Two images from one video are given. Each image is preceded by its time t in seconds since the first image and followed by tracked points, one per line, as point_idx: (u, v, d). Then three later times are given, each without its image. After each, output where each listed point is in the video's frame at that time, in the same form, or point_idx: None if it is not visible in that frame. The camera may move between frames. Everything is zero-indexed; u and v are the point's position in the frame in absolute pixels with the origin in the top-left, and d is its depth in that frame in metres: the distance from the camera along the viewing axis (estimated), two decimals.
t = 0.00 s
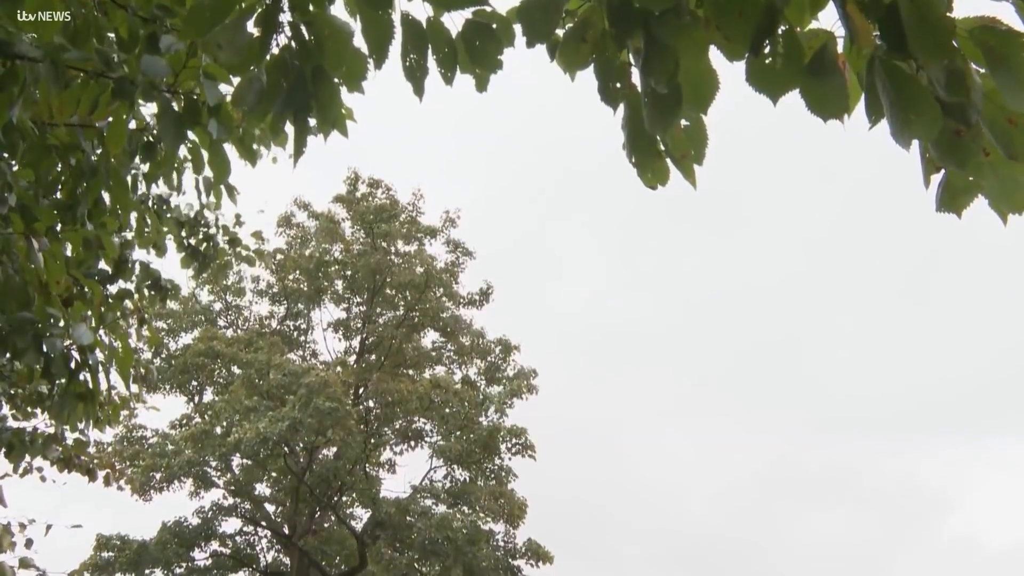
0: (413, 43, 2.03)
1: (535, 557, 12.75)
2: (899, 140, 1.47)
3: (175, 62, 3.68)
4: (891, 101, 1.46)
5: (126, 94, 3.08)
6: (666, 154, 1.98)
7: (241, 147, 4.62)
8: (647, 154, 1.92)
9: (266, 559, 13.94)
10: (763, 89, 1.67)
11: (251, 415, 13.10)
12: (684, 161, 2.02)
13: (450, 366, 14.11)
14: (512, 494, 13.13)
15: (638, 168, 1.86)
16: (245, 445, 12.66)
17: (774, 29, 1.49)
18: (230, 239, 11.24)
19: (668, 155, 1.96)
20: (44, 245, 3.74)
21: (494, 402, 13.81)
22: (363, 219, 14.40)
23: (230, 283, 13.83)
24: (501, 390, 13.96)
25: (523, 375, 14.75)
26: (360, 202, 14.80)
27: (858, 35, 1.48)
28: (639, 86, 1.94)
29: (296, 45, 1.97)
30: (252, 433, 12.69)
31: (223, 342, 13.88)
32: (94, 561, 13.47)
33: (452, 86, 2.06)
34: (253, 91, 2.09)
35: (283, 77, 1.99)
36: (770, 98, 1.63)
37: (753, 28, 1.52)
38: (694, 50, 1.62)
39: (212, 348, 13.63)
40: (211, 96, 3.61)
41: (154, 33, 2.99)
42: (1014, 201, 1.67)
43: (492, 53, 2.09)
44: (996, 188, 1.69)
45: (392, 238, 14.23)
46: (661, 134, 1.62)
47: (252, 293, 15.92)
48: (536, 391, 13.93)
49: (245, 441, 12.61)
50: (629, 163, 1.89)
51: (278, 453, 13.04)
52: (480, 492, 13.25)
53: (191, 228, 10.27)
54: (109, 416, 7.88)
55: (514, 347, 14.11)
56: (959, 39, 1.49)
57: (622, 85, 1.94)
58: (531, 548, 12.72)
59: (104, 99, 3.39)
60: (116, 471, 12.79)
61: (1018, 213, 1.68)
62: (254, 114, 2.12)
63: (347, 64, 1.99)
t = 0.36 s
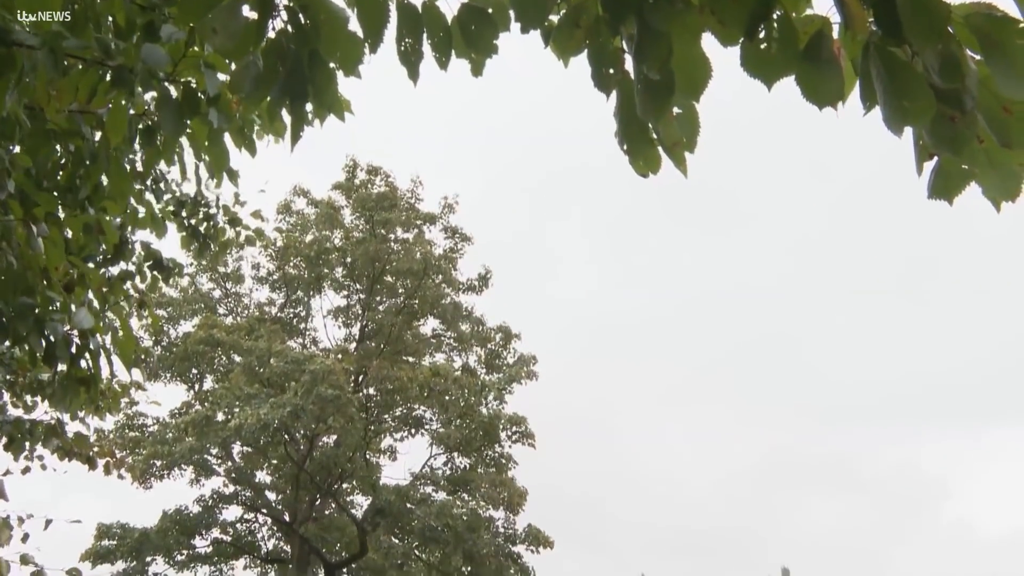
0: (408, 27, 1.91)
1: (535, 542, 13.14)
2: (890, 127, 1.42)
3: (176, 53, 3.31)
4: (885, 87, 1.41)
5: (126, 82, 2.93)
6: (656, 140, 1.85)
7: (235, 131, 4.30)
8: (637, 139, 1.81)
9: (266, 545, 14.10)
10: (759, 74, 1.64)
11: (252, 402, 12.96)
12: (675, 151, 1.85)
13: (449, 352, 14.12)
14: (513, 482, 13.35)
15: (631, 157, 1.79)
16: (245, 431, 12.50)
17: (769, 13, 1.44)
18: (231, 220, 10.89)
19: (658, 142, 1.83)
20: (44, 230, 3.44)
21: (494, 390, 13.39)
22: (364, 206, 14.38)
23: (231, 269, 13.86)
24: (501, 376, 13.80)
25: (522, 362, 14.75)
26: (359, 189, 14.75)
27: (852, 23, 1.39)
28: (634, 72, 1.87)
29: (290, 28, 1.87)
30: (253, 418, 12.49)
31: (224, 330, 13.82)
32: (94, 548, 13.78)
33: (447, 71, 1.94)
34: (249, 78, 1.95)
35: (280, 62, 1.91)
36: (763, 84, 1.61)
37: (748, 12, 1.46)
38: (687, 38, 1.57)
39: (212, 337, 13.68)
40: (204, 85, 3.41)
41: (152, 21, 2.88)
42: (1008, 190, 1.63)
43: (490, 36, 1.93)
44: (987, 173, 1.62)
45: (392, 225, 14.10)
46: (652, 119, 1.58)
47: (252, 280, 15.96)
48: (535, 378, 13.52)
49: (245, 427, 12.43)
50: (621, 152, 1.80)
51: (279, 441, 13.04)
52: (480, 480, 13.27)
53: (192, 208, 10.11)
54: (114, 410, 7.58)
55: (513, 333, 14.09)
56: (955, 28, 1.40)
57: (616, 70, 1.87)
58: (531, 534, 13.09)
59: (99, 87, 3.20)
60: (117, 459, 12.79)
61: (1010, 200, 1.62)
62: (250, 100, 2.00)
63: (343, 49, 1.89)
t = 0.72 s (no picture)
0: (401, 5, 1.89)
1: (535, 525, 13.21)
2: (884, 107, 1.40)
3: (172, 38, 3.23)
4: (880, 68, 1.38)
5: (122, 68, 2.89)
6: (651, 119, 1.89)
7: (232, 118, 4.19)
8: (631, 119, 1.78)
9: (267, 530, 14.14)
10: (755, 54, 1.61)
11: (252, 387, 12.98)
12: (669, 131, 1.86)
13: (449, 337, 14.12)
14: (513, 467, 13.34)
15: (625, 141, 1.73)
16: (246, 417, 12.50)
17: None
18: (231, 205, 10.85)
19: (653, 123, 1.84)
20: (41, 221, 3.38)
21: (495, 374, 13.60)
22: (366, 190, 14.33)
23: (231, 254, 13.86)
24: (500, 360, 13.80)
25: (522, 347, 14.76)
26: (360, 173, 14.69)
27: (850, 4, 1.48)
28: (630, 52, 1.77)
29: (284, 10, 1.84)
30: (253, 404, 12.49)
31: (221, 318, 13.81)
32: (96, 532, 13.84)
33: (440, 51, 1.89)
34: (241, 61, 1.89)
35: (271, 42, 1.85)
36: (760, 63, 1.57)
37: None
38: (682, 19, 1.54)
39: (211, 324, 13.70)
40: (204, 72, 3.41)
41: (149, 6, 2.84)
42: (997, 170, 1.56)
43: (483, 17, 1.87)
44: (983, 161, 1.56)
45: (393, 210, 14.05)
46: (648, 102, 1.54)
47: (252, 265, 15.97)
48: (532, 361, 13.41)
49: (245, 412, 12.42)
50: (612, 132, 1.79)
51: (279, 426, 13.05)
52: (480, 465, 13.31)
53: (191, 192, 10.11)
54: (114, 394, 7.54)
55: (513, 318, 14.08)
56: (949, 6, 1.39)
57: (610, 50, 1.79)
58: (532, 517, 13.16)
59: (98, 73, 3.11)
60: (117, 445, 12.81)
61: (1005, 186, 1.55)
62: (243, 83, 1.94)
63: (336, 29, 1.87)
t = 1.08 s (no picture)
0: None
1: (535, 506, 13.12)
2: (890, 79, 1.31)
3: (169, 18, 3.15)
4: (886, 39, 1.28)
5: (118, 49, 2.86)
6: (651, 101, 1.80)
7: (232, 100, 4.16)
8: (630, 98, 1.66)
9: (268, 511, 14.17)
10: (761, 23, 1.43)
11: (251, 368, 13.01)
12: (669, 111, 1.75)
13: (449, 318, 14.13)
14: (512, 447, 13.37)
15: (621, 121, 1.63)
16: (245, 398, 12.51)
17: None
18: (229, 185, 10.84)
19: (653, 103, 1.74)
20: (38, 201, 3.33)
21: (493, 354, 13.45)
22: (368, 170, 14.33)
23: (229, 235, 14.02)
24: (500, 341, 13.80)
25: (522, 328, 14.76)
26: (361, 154, 14.68)
27: None
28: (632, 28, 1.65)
29: None
30: (253, 385, 12.53)
31: (218, 300, 13.99)
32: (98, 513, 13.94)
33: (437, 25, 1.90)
34: (241, 36, 1.89)
35: (271, 19, 1.82)
36: (766, 35, 1.40)
37: None
38: None
39: (210, 307, 13.80)
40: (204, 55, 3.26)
41: None
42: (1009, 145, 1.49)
43: None
44: (993, 131, 1.50)
45: (394, 191, 14.07)
46: (644, 80, 1.44)
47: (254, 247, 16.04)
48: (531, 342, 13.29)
49: (245, 393, 12.45)
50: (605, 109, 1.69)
51: (279, 407, 13.07)
52: (480, 445, 13.33)
53: (190, 171, 10.13)
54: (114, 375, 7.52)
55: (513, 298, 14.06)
56: None
57: (610, 26, 1.67)
58: (531, 498, 13.07)
59: (94, 53, 2.97)
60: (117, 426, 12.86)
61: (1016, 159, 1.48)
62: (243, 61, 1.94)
63: (334, 5, 1.84)
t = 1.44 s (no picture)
0: None
1: (535, 483, 13.10)
2: (893, 49, 1.31)
3: None
4: (890, 3, 1.27)
5: (114, 22, 2.87)
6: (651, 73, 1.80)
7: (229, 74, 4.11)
8: (625, 67, 1.66)
9: (269, 488, 14.20)
10: None
11: (252, 344, 13.05)
12: (669, 81, 1.75)
13: (449, 293, 14.18)
14: (513, 422, 13.40)
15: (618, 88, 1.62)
16: (245, 375, 12.54)
17: None
18: (228, 159, 10.83)
19: (652, 73, 1.74)
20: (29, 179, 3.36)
21: (492, 329, 13.62)
22: (366, 147, 14.36)
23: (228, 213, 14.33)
24: (499, 317, 13.86)
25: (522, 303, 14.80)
26: (360, 130, 14.71)
27: None
28: None
29: None
30: (253, 362, 12.57)
31: (220, 276, 14.07)
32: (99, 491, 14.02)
33: None
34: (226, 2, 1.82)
35: None
36: None
37: None
38: None
39: (211, 282, 13.85)
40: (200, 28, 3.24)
41: None
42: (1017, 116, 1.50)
43: None
44: (997, 99, 1.52)
45: (393, 166, 14.12)
46: (642, 48, 1.45)
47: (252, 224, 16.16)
48: (530, 318, 13.26)
49: (245, 369, 12.48)
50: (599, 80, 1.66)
51: (279, 384, 13.10)
52: (480, 420, 13.36)
53: (188, 145, 10.10)
54: (114, 354, 7.54)
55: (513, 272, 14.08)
56: None
57: None
58: (531, 475, 13.05)
59: (90, 27, 2.98)
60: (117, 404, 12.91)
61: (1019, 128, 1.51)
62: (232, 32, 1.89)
63: None
